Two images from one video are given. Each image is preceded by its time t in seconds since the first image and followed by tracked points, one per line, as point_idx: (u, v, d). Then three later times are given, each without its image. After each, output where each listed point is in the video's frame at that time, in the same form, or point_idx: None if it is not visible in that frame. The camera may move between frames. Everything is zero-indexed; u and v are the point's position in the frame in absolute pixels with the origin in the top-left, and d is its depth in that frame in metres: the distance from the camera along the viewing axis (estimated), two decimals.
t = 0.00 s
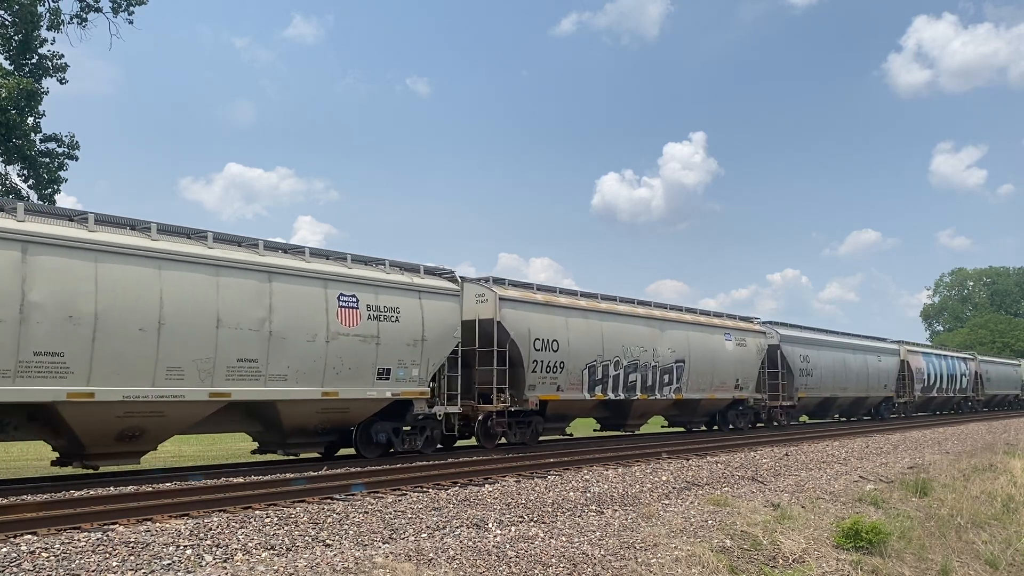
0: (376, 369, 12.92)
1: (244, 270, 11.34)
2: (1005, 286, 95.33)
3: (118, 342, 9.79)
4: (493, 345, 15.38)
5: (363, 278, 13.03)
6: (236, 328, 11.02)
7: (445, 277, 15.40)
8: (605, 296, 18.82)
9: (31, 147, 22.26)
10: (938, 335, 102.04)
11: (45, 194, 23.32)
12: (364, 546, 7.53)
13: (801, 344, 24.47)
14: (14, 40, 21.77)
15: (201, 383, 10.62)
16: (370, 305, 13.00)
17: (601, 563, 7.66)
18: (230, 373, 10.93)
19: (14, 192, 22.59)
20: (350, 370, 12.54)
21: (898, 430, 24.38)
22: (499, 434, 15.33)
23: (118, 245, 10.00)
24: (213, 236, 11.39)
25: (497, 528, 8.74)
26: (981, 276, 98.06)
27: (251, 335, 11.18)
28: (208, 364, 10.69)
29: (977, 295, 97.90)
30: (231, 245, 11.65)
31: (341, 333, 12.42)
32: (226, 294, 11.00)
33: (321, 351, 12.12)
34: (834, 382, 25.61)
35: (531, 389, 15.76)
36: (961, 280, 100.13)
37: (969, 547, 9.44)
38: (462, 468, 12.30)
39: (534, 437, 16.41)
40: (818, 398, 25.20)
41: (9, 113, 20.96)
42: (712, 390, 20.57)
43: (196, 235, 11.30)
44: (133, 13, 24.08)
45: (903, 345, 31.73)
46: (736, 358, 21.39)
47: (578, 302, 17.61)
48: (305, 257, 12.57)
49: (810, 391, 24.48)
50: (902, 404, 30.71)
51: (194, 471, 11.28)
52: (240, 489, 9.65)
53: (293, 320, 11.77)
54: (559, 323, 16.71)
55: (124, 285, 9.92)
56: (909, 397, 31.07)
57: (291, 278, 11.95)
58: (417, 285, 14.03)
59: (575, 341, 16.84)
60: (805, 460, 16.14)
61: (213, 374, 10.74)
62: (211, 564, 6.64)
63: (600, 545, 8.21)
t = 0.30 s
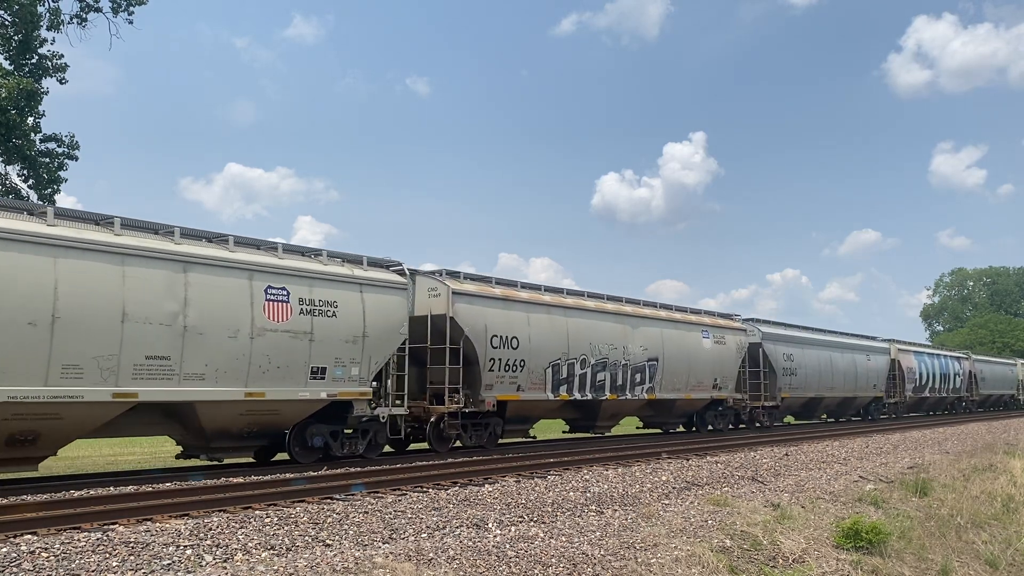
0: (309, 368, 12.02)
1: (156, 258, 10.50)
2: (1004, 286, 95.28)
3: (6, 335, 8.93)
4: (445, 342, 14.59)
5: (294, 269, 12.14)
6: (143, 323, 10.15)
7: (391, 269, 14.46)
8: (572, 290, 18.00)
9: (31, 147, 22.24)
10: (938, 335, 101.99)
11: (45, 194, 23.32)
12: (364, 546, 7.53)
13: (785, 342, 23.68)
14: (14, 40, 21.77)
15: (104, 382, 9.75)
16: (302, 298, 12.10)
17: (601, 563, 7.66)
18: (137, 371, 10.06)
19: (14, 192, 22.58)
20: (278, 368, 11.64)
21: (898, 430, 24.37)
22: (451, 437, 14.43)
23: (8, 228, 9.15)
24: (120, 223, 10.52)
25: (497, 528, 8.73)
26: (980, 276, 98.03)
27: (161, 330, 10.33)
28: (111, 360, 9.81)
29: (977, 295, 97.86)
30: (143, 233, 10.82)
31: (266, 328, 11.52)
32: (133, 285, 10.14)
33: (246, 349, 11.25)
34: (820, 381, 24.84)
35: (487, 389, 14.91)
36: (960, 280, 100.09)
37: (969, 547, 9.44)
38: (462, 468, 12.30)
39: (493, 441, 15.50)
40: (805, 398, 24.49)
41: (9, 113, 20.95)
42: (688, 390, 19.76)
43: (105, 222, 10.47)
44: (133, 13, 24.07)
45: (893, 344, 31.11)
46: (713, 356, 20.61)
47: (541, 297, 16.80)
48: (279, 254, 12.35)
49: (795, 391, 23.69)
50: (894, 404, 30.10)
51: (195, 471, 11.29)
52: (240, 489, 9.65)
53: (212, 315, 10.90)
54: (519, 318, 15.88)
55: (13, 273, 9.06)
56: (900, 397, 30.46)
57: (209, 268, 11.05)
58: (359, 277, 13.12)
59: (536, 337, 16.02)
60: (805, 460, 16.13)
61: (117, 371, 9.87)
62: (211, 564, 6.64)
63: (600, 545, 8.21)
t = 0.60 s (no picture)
0: (230, 366, 11.00)
1: (52, 246, 9.52)
2: (1004, 286, 95.28)
3: None
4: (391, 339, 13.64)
5: (215, 259, 11.10)
6: (33, 316, 9.22)
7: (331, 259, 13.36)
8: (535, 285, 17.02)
9: (31, 147, 22.25)
10: (938, 335, 101.98)
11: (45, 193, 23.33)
12: (364, 546, 7.53)
13: (767, 341, 23.05)
14: (14, 40, 21.77)
15: None
16: (223, 290, 11.06)
17: (601, 563, 7.66)
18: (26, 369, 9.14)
19: (14, 192, 22.59)
20: (192, 367, 10.64)
21: (898, 430, 24.39)
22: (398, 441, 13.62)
23: None
24: (8, 205, 9.51)
25: (497, 528, 8.74)
26: (981, 276, 98.02)
27: (54, 326, 9.37)
28: None
29: (977, 295, 97.83)
30: (41, 219, 9.83)
31: (179, 323, 10.53)
32: (23, 276, 9.18)
33: (155, 345, 10.27)
34: (805, 381, 24.23)
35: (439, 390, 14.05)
36: (960, 280, 100.07)
37: (969, 547, 9.44)
38: (462, 468, 12.30)
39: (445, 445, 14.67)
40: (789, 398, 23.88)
41: (9, 113, 20.96)
42: (662, 390, 18.99)
43: None
44: (133, 13, 24.06)
45: (882, 343, 30.49)
46: (689, 355, 19.82)
47: (500, 291, 15.86)
48: (198, 242, 11.25)
49: (778, 391, 23.07)
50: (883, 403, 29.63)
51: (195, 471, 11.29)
52: (240, 489, 9.64)
53: (115, 308, 9.93)
54: (475, 314, 14.96)
55: None
56: (890, 398, 29.95)
57: (112, 258, 10.05)
58: (290, 267, 12.02)
59: (494, 335, 15.12)
60: (805, 460, 16.14)
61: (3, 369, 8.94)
62: (211, 564, 6.64)
63: (600, 545, 8.22)
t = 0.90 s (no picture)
0: (136, 364, 10.02)
1: None
2: (1005, 286, 95.26)
3: None
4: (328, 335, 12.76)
5: (121, 245, 10.07)
6: None
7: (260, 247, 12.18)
8: (493, 279, 16.14)
9: (31, 147, 22.24)
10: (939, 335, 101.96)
11: (45, 194, 23.34)
12: (364, 546, 7.54)
13: (747, 339, 22.32)
14: (14, 40, 21.78)
15: None
16: (129, 281, 10.05)
17: (601, 563, 7.66)
18: None
19: (13, 192, 22.61)
20: (91, 365, 9.66)
21: (898, 430, 24.38)
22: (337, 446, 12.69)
23: None
24: None
25: (496, 528, 8.74)
26: (980, 276, 97.99)
27: None
28: None
29: (977, 295, 97.79)
30: None
31: (75, 316, 9.53)
32: None
33: (49, 341, 9.29)
34: (789, 381, 23.55)
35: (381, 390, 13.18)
36: (960, 280, 100.04)
37: (969, 547, 9.44)
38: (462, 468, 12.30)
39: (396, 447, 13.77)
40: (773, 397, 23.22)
41: (9, 113, 20.96)
42: (632, 390, 18.30)
43: None
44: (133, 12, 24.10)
45: (871, 342, 29.78)
46: (662, 353, 19.17)
47: (454, 285, 15.00)
48: (104, 228, 10.19)
49: (759, 391, 22.37)
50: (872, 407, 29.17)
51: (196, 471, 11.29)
52: (240, 489, 9.65)
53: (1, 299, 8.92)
54: (425, 309, 14.10)
55: None
56: (879, 398, 29.34)
57: None
58: (209, 256, 10.99)
59: (446, 331, 14.28)
60: (804, 460, 16.13)
61: None
62: (211, 564, 6.64)
63: (600, 545, 8.22)
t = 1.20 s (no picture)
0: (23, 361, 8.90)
1: None
2: (1004, 286, 95.25)
3: None
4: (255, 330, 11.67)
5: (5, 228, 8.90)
6: None
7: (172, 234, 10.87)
8: (446, 272, 15.11)
9: (31, 147, 22.23)
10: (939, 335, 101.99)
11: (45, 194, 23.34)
12: (364, 546, 7.53)
13: (725, 336, 21.39)
14: (14, 40, 21.77)
15: None
16: (16, 268, 8.92)
17: (601, 563, 7.66)
18: None
19: (13, 192, 22.62)
20: None
21: (898, 430, 24.39)
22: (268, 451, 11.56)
23: None
24: None
25: (496, 528, 8.74)
26: (980, 276, 98.00)
27: None
28: None
29: (977, 295, 97.81)
30: None
31: None
32: None
33: None
34: (770, 381, 22.62)
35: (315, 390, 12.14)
36: (960, 280, 100.03)
37: (969, 547, 9.44)
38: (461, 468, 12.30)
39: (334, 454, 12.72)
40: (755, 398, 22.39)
41: (9, 113, 20.95)
42: (600, 390, 17.36)
43: None
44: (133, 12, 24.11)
45: (859, 339, 28.95)
46: (634, 350, 18.25)
47: (400, 277, 13.91)
48: None
49: (738, 390, 21.38)
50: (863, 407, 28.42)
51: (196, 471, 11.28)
52: (240, 489, 9.64)
53: None
54: (366, 303, 13.03)
55: None
56: (870, 398, 28.34)
57: None
58: (115, 244, 9.89)
59: (391, 326, 13.23)
60: (804, 460, 16.13)
61: None
62: (211, 564, 6.64)
63: (600, 545, 8.22)
